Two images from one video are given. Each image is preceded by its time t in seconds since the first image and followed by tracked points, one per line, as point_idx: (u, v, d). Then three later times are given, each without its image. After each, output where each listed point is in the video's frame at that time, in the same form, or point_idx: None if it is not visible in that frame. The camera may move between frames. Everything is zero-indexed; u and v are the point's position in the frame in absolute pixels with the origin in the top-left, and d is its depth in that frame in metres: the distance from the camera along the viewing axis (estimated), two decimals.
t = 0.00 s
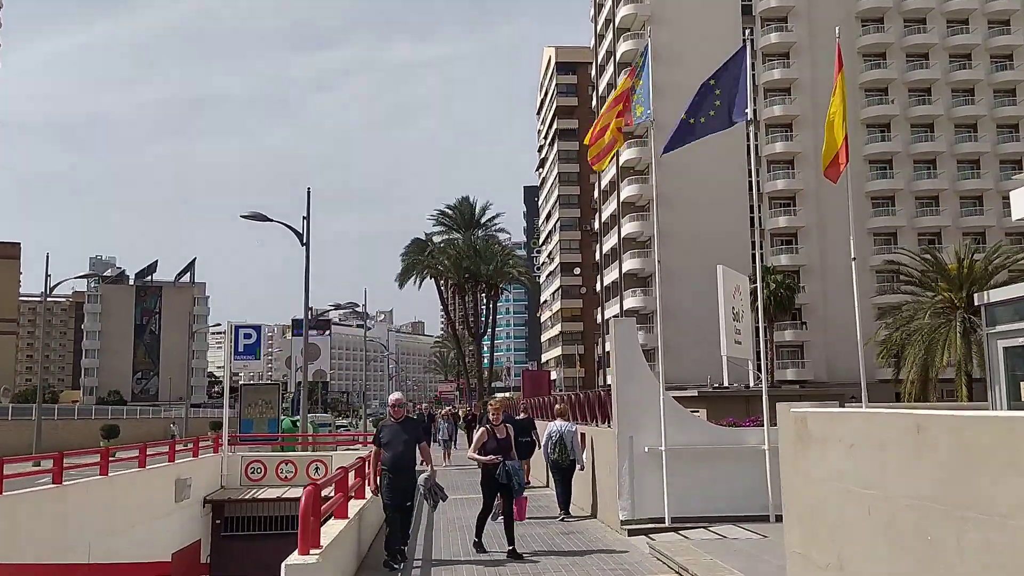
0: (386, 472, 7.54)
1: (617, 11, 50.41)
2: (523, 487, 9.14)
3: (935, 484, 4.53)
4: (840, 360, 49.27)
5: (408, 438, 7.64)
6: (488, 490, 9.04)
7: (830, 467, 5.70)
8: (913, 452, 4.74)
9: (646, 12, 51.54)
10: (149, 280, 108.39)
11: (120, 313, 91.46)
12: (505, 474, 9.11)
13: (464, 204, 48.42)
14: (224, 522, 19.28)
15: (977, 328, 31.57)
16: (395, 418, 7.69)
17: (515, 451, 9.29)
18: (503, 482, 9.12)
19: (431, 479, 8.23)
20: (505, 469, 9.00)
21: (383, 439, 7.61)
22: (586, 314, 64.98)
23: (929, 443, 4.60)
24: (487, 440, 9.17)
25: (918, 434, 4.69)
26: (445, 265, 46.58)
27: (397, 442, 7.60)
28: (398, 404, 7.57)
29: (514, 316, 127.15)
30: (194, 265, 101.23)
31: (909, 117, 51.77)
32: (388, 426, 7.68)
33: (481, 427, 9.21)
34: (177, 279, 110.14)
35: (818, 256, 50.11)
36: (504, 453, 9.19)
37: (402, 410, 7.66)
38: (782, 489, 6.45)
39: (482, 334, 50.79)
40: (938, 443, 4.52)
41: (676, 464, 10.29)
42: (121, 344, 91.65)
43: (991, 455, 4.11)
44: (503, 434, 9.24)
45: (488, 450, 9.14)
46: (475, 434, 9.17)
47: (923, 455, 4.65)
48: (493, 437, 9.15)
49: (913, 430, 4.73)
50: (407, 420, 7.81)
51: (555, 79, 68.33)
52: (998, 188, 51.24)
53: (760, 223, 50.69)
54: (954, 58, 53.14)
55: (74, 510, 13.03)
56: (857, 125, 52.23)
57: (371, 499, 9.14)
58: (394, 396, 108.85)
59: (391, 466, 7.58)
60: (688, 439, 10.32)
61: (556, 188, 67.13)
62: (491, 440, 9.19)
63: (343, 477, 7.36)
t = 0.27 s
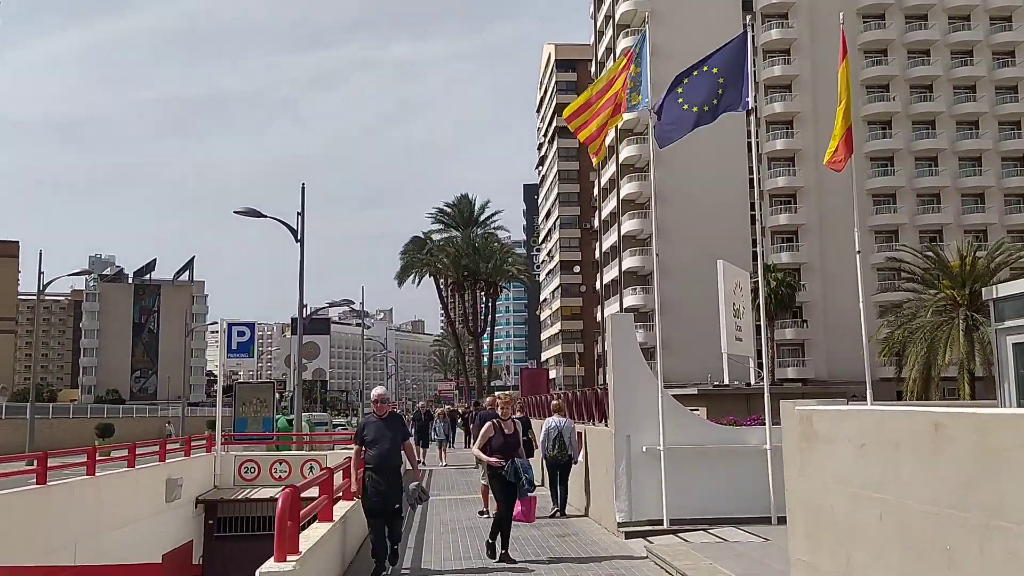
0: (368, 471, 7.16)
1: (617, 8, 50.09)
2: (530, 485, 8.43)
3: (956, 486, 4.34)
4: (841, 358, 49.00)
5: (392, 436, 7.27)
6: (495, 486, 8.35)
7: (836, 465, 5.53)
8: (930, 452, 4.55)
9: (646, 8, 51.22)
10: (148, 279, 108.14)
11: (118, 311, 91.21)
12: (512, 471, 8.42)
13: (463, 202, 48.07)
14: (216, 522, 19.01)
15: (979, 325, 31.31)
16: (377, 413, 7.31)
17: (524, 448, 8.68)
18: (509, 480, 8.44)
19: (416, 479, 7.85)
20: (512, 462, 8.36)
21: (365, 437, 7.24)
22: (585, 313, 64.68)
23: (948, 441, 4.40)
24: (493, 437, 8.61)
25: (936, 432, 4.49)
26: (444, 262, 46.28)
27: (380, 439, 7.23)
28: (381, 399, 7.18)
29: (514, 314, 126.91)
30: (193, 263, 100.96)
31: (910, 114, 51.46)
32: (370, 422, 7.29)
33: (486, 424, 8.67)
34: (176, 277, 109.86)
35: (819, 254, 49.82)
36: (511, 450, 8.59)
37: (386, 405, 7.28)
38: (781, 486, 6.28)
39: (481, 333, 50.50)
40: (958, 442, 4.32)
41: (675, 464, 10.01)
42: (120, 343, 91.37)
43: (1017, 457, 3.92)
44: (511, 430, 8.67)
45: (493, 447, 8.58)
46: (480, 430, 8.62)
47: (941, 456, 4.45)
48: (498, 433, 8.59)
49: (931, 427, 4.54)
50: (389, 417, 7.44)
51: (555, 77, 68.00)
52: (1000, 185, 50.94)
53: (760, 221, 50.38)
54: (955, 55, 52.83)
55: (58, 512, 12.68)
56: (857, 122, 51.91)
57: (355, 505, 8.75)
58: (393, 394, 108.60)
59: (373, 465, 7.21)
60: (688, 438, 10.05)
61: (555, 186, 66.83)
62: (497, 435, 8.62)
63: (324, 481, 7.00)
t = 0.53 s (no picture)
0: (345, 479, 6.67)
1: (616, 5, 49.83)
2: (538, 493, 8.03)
3: (968, 493, 4.28)
4: (841, 358, 48.73)
5: (375, 439, 6.75)
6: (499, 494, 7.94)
7: (847, 474, 5.48)
8: (945, 459, 4.48)
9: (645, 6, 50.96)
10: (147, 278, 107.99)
11: (117, 310, 91.07)
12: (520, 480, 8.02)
13: (462, 201, 47.84)
14: (208, 524, 18.79)
15: (981, 323, 31.07)
16: (360, 416, 6.81)
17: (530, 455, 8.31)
18: (515, 489, 8.04)
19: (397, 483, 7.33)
20: (520, 469, 7.99)
21: (346, 442, 6.74)
22: (585, 311, 64.41)
23: (964, 448, 4.33)
24: (499, 445, 8.22)
25: (951, 437, 4.43)
26: (442, 261, 46.05)
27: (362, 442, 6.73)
28: (363, 400, 6.68)
29: (514, 313, 126.70)
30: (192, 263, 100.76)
31: (911, 112, 51.19)
32: (352, 425, 6.79)
33: (492, 430, 8.27)
34: (175, 276, 109.73)
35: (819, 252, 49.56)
36: (517, 458, 8.20)
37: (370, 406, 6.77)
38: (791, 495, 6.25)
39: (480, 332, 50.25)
40: (973, 448, 4.25)
41: (673, 466, 9.77)
42: (119, 342, 91.24)
43: None
44: (515, 437, 8.28)
45: (499, 456, 8.19)
46: (486, 437, 8.22)
47: (957, 462, 4.38)
48: (505, 440, 8.21)
49: (946, 433, 4.47)
50: (373, 419, 6.94)
51: (554, 75, 67.73)
52: (1001, 183, 50.66)
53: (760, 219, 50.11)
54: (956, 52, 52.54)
55: (41, 515, 12.45)
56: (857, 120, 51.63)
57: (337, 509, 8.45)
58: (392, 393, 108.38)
59: (355, 471, 6.71)
60: (688, 440, 9.80)
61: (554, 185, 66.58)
62: (504, 441, 8.24)
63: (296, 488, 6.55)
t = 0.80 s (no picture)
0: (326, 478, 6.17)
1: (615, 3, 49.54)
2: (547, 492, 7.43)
3: (987, 495, 4.03)
4: (841, 356, 48.46)
5: (357, 441, 6.28)
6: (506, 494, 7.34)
7: (853, 474, 5.26)
8: (961, 459, 4.23)
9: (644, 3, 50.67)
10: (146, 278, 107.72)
11: (116, 310, 90.80)
12: (529, 477, 7.41)
13: (461, 199, 47.60)
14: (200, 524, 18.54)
15: (983, 321, 30.77)
16: (343, 414, 6.36)
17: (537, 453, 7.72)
18: (524, 487, 7.42)
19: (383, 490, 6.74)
20: (528, 465, 7.38)
21: (326, 441, 6.28)
22: (585, 310, 64.11)
23: (982, 447, 4.08)
24: (505, 442, 7.64)
25: (968, 434, 4.17)
26: (440, 260, 45.76)
27: (343, 442, 6.26)
28: (345, 397, 6.25)
29: (514, 312, 126.43)
30: (191, 262, 100.47)
31: (911, 109, 50.92)
32: (334, 424, 6.34)
33: (497, 426, 7.70)
34: (173, 276, 109.42)
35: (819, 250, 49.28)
36: (523, 456, 7.64)
37: (354, 403, 6.32)
38: (793, 497, 6.06)
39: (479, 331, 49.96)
40: (993, 447, 4.00)
41: (671, 465, 9.51)
42: (117, 342, 90.96)
43: None
44: (520, 434, 7.71)
45: (504, 454, 7.60)
46: (490, 435, 7.65)
47: (975, 460, 4.12)
48: (510, 436, 7.63)
49: (963, 429, 4.22)
50: (358, 420, 6.47)
51: (554, 73, 67.42)
52: (1002, 181, 50.38)
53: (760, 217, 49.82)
54: (957, 49, 52.25)
55: (29, 516, 12.23)
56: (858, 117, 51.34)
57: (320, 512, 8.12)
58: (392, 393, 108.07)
59: (335, 475, 6.21)
60: (685, 439, 9.54)
61: (554, 183, 66.28)
62: (510, 437, 7.65)
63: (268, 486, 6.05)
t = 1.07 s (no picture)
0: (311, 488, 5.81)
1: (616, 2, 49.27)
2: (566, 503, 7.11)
3: (1016, 514, 3.87)
4: (843, 356, 48.25)
5: (345, 444, 5.94)
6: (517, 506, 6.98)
7: (872, 487, 5.15)
8: (997, 475, 4.02)
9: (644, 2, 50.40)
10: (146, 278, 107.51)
11: (116, 310, 90.61)
12: (545, 487, 7.06)
13: (461, 199, 47.39)
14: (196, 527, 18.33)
15: (986, 321, 30.50)
16: (330, 417, 6.04)
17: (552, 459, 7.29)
18: (540, 498, 7.06)
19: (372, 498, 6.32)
20: (544, 476, 7.02)
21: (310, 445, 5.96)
22: (585, 311, 63.89)
23: (1018, 460, 3.87)
24: (517, 448, 7.17)
25: (1004, 446, 3.96)
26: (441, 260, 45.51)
27: (329, 445, 5.91)
28: (331, 397, 5.95)
29: (515, 312, 126.25)
30: (191, 263, 100.28)
31: (913, 109, 50.65)
32: (320, 428, 6.02)
33: (509, 430, 7.22)
34: (173, 276, 109.39)
35: (821, 250, 49.05)
36: (538, 463, 7.20)
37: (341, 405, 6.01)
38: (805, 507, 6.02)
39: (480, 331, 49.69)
40: None
41: (674, 470, 9.28)
42: (118, 343, 90.75)
43: None
44: (534, 440, 7.26)
45: (517, 460, 7.17)
46: (502, 440, 7.17)
47: (1010, 474, 3.93)
48: (523, 442, 7.17)
49: (998, 441, 4.01)
50: (346, 422, 6.13)
51: (554, 73, 67.15)
52: (1005, 181, 50.13)
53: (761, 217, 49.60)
54: (959, 48, 51.97)
55: (20, 519, 12.04)
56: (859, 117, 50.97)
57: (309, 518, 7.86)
58: (392, 393, 107.91)
59: (321, 482, 5.85)
60: (688, 442, 9.33)
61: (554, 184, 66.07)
62: (522, 443, 7.19)
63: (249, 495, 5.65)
